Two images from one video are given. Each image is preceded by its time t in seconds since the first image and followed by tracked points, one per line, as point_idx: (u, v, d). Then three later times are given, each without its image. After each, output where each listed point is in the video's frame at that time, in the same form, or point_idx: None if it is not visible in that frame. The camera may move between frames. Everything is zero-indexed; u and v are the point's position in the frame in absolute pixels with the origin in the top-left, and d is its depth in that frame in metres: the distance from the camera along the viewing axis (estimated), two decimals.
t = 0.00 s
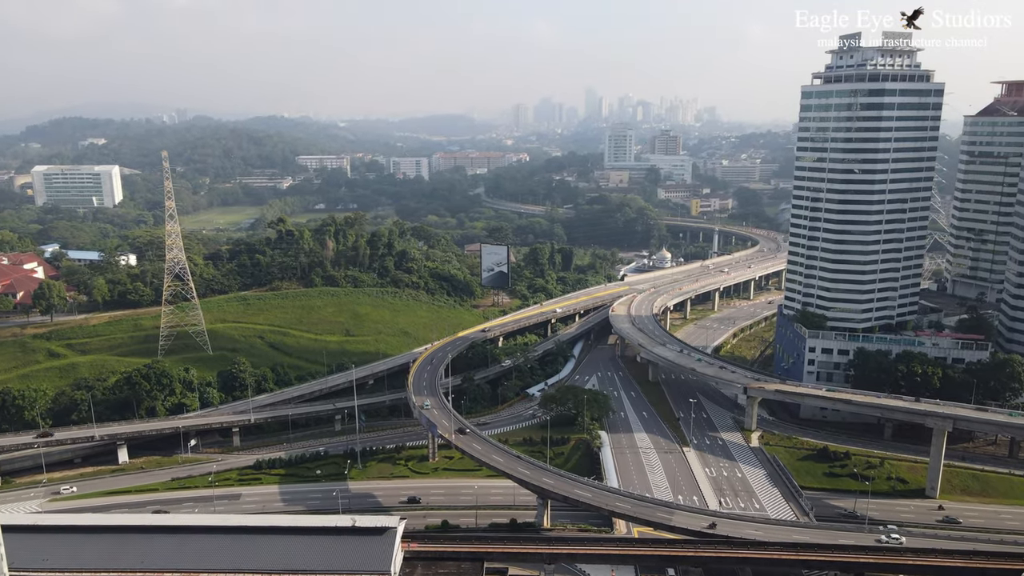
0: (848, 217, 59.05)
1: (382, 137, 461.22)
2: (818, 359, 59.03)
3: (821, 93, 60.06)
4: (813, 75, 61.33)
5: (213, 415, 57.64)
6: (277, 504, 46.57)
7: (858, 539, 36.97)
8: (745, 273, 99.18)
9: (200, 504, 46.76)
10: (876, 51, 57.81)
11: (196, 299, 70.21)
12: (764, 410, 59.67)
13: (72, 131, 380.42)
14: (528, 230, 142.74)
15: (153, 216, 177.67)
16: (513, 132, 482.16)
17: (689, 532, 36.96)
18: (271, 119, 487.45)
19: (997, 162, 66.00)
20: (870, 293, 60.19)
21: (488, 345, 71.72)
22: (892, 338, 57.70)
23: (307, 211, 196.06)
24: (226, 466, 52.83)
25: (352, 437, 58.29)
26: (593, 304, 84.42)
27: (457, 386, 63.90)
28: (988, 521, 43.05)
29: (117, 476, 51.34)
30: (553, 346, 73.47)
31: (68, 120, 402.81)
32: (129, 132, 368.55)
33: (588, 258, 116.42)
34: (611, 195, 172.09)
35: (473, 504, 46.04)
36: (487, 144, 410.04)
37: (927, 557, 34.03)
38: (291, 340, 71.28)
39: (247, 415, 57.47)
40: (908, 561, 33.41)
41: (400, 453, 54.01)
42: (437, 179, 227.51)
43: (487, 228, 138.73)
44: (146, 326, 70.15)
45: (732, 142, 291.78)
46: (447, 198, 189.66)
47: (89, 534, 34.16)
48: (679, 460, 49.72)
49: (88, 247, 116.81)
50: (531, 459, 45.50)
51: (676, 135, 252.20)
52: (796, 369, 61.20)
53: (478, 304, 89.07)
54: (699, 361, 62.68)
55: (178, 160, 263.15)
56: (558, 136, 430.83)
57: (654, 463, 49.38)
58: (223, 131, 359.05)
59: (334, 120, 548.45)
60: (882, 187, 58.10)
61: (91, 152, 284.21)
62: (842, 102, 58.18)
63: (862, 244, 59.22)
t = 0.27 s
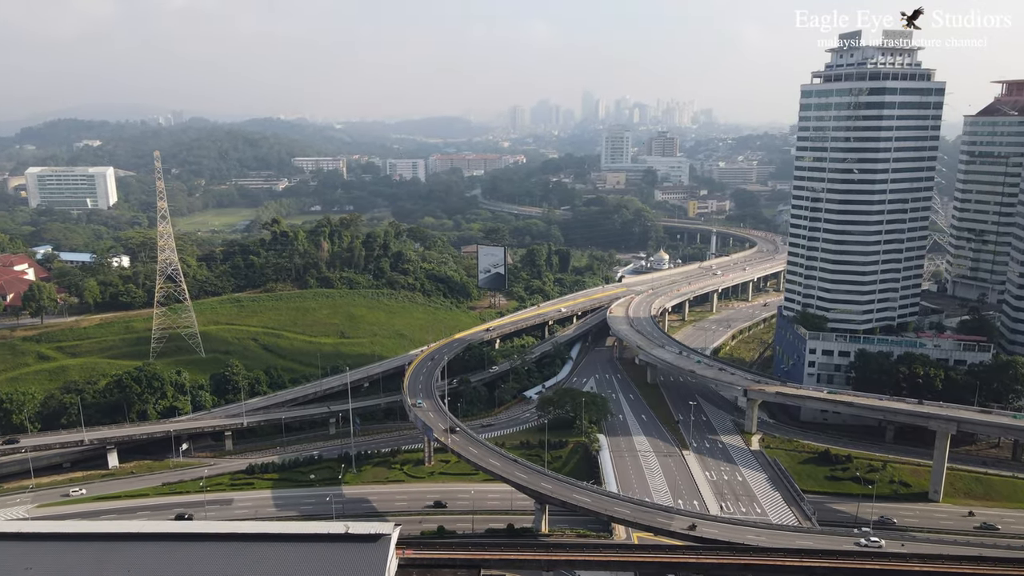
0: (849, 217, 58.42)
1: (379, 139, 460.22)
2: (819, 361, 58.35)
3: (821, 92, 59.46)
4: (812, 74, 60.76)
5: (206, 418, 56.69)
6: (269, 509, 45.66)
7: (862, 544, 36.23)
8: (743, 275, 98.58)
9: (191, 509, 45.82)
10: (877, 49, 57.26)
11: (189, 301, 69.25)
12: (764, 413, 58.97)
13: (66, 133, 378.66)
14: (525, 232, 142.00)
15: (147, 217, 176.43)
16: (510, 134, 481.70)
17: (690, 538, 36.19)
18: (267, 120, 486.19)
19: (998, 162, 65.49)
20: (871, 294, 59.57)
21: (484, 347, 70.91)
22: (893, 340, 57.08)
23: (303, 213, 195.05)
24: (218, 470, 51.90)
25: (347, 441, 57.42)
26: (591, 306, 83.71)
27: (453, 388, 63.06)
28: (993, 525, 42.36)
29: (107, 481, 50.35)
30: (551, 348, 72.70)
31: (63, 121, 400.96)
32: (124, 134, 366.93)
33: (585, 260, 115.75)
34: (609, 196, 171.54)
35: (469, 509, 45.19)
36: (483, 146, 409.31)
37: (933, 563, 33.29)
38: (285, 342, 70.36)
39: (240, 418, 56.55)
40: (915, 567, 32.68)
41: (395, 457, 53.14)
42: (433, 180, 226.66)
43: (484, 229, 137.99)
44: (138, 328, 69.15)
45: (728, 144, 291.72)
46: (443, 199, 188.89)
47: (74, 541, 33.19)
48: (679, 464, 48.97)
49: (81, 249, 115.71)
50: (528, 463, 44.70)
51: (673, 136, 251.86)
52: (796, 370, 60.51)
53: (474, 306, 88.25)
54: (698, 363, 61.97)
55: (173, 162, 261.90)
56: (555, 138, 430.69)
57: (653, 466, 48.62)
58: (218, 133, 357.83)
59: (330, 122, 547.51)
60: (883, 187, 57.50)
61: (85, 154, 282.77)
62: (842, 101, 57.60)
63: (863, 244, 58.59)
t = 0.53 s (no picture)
0: (849, 217, 57.81)
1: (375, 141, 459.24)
2: (819, 363, 57.69)
3: (822, 91, 58.84)
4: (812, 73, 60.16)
5: (198, 422, 55.77)
6: (262, 515, 44.77)
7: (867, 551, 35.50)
8: (741, 276, 97.98)
9: (182, 516, 44.91)
10: (877, 48, 56.69)
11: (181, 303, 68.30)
12: (764, 416, 58.27)
13: (61, 134, 376.87)
14: (522, 234, 141.27)
15: (142, 219, 175.20)
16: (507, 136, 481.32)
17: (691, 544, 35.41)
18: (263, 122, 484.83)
19: (998, 162, 65.00)
20: (872, 296, 58.97)
21: (481, 350, 70.12)
22: (894, 342, 56.47)
23: (298, 214, 194.06)
24: (210, 475, 50.98)
25: (341, 445, 56.56)
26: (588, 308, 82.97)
27: (449, 391, 62.24)
28: (998, 530, 41.67)
29: (96, 486, 49.39)
30: (548, 351, 71.94)
31: (58, 123, 399.03)
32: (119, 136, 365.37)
33: (583, 262, 115.04)
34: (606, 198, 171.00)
35: (466, 514, 44.33)
36: (480, 148, 408.37)
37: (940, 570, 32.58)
38: (280, 345, 69.47)
39: (232, 422, 55.63)
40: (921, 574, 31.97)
41: (391, 461, 52.29)
42: (430, 182, 225.84)
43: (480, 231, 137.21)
44: (130, 330, 68.17)
45: (725, 146, 291.67)
46: (440, 201, 188.10)
47: (59, 550, 32.28)
48: (679, 468, 48.22)
49: (73, 251, 114.57)
50: (526, 467, 43.88)
51: (670, 138, 251.48)
52: (796, 373, 59.84)
53: (471, 308, 87.47)
54: (697, 365, 61.25)
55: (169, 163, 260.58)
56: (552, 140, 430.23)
57: (653, 471, 47.86)
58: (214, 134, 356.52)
59: (327, 124, 546.31)
60: (884, 187, 56.91)
61: (80, 156, 281.27)
62: (842, 100, 56.99)
63: (864, 245, 57.98)
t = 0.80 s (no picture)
0: (850, 218, 57.20)
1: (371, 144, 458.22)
2: (820, 366, 57.01)
3: (822, 91, 58.23)
4: (812, 73, 59.56)
5: (190, 427, 54.85)
6: (254, 521, 43.86)
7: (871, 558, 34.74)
8: (739, 278, 97.39)
9: (172, 522, 43.99)
10: (878, 48, 56.12)
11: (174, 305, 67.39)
12: (765, 419, 57.56)
13: (56, 136, 375.25)
14: (518, 235, 140.57)
15: (136, 221, 174.00)
16: (503, 138, 480.96)
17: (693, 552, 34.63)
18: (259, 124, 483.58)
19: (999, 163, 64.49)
20: (872, 297, 58.36)
21: (477, 352, 69.32)
22: (896, 344, 55.82)
23: (294, 216, 193.07)
24: (201, 481, 50.06)
25: (336, 449, 55.70)
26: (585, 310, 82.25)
27: (446, 395, 61.42)
28: (1003, 536, 40.98)
29: (85, 492, 48.42)
30: (546, 353, 71.17)
31: (53, 125, 397.15)
32: (115, 138, 363.90)
33: (580, 264, 114.39)
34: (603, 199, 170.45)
35: (462, 521, 43.46)
36: (476, 150, 407.77)
37: None
38: (274, 348, 68.59)
39: (225, 426, 54.72)
40: None
41: (386, 466, 51.44)
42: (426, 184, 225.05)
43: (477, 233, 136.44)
44: (121, 333, 67.21)
45: (722, 148, 291.53)
46: (436, 203, 187.36)
47: (42, 559, 31.35)
48: (678, 473, 47.47)
49: (67, 253, 113.59)
50: (524, 473, 43.03)
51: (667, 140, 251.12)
52: (796, 375, 59.16)
53: (467, 310, 86.69)
54: (696, 368, 60.53)
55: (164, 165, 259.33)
56: (548, 142, 429.88)
57: (652, 475, 47.10)
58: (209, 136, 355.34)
59: (323, 126, 545.41)
60: (884, 188, 56.33)
61: (75, 158, 279.82)
62: (843, 100, 56.40)
63: (864, 246, 57.37)
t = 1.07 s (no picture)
0: (850, 220, 56.59)
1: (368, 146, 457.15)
2: (821, 368, 56.36)
3: (822, 91, 57.63)
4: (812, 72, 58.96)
5: (181, 431, 53.92)
6: (246, 528, 42.98)
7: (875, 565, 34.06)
8: (738, 280, 96.78)
9: (162, 530, 43.07)
10: (878, 47, 55.55)
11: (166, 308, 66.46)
12: (765, 423, 56.87)
13: (51, 138, 373.47)
14: (515, 237, 139.82)
15: (131, 223, 172.77)
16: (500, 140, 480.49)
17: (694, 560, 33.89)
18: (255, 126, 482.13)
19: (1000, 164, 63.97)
20: (873, 299, 57.73)
21: (474, 355, 68.51)
22: (898, 347, 55.18)
23: (290, 218, 192.03)
24: (192, 487, 49.15)
25: (330, 454, 54.84)
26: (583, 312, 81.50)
27: (442, 398, 60.60)
28: (1007, 541, 40.34)
29: (74, 499, 47.45)
30: (543, 356, 70.43)
31: (48, 126, 395.33)
32: (110, 139, 362.19)
33: (577, 266, 113.70)
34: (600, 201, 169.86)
35: (458, 527, 42.65)
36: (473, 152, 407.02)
37: None
38: (268, 351, 67.71)
39: (217, 431, 53.80)
40: None
41: (381, 471, 50.61)
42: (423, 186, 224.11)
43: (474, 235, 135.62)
44: (113, 336, 66.26)
45: (718, 150, 291.30)
46: (433, 204, 186.45)
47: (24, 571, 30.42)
48: (678, 478, 46.75)
49: (60, 255, 112.50)
50: (521, 478, 42.24)
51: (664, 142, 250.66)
52: (797, 378, 58.49)
53: (464, 313, 85.88)
54: (695, 371, 59.80)
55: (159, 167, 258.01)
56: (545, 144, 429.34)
57: (651, 480, 46.37)
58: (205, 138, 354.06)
59: (319, 128, 544.16)
60: (885, 189, 55.76)
61: (69, 160, 278.19)
62: (843, 100, 55.82)
63: (865, 248, 56.76)
